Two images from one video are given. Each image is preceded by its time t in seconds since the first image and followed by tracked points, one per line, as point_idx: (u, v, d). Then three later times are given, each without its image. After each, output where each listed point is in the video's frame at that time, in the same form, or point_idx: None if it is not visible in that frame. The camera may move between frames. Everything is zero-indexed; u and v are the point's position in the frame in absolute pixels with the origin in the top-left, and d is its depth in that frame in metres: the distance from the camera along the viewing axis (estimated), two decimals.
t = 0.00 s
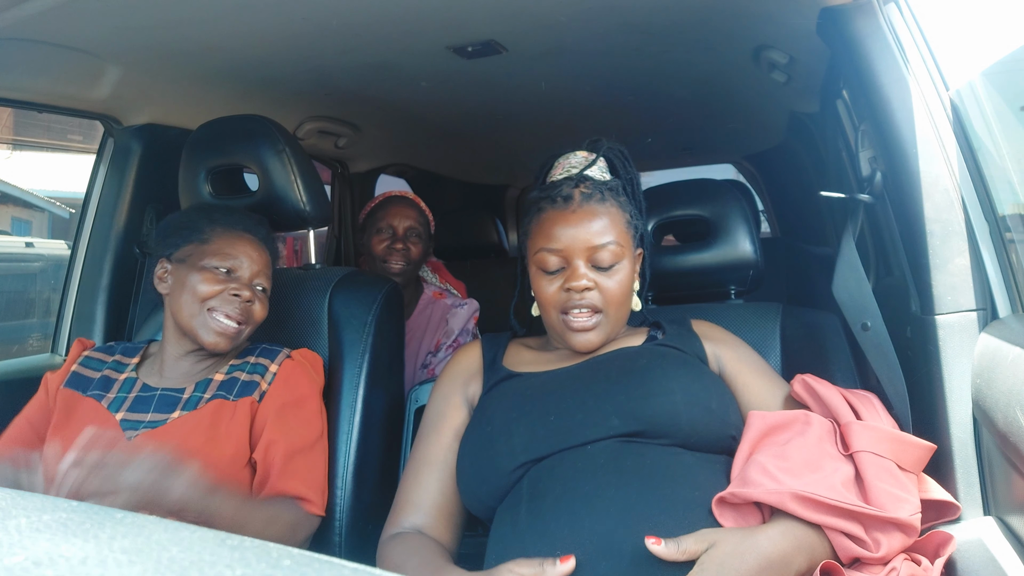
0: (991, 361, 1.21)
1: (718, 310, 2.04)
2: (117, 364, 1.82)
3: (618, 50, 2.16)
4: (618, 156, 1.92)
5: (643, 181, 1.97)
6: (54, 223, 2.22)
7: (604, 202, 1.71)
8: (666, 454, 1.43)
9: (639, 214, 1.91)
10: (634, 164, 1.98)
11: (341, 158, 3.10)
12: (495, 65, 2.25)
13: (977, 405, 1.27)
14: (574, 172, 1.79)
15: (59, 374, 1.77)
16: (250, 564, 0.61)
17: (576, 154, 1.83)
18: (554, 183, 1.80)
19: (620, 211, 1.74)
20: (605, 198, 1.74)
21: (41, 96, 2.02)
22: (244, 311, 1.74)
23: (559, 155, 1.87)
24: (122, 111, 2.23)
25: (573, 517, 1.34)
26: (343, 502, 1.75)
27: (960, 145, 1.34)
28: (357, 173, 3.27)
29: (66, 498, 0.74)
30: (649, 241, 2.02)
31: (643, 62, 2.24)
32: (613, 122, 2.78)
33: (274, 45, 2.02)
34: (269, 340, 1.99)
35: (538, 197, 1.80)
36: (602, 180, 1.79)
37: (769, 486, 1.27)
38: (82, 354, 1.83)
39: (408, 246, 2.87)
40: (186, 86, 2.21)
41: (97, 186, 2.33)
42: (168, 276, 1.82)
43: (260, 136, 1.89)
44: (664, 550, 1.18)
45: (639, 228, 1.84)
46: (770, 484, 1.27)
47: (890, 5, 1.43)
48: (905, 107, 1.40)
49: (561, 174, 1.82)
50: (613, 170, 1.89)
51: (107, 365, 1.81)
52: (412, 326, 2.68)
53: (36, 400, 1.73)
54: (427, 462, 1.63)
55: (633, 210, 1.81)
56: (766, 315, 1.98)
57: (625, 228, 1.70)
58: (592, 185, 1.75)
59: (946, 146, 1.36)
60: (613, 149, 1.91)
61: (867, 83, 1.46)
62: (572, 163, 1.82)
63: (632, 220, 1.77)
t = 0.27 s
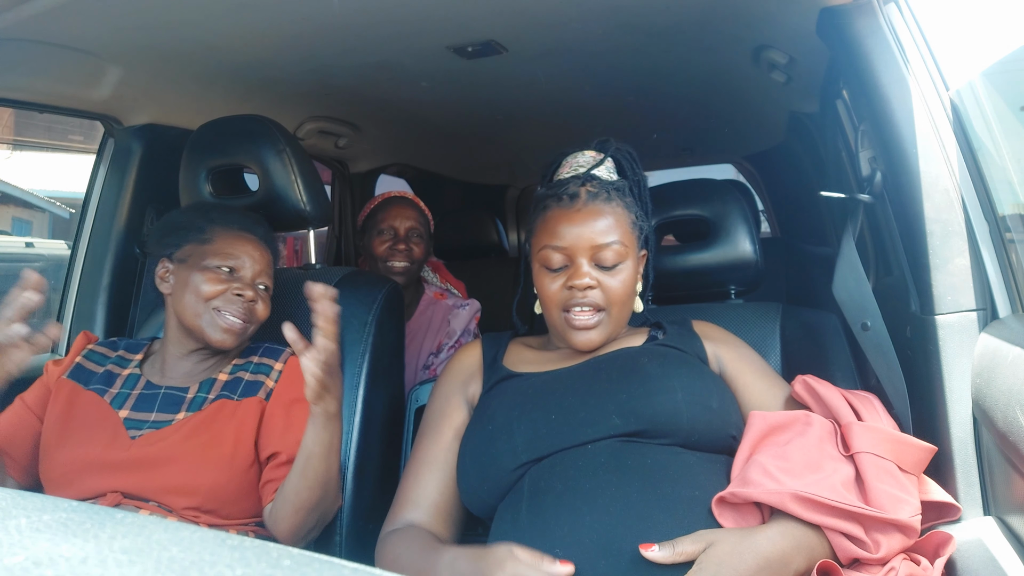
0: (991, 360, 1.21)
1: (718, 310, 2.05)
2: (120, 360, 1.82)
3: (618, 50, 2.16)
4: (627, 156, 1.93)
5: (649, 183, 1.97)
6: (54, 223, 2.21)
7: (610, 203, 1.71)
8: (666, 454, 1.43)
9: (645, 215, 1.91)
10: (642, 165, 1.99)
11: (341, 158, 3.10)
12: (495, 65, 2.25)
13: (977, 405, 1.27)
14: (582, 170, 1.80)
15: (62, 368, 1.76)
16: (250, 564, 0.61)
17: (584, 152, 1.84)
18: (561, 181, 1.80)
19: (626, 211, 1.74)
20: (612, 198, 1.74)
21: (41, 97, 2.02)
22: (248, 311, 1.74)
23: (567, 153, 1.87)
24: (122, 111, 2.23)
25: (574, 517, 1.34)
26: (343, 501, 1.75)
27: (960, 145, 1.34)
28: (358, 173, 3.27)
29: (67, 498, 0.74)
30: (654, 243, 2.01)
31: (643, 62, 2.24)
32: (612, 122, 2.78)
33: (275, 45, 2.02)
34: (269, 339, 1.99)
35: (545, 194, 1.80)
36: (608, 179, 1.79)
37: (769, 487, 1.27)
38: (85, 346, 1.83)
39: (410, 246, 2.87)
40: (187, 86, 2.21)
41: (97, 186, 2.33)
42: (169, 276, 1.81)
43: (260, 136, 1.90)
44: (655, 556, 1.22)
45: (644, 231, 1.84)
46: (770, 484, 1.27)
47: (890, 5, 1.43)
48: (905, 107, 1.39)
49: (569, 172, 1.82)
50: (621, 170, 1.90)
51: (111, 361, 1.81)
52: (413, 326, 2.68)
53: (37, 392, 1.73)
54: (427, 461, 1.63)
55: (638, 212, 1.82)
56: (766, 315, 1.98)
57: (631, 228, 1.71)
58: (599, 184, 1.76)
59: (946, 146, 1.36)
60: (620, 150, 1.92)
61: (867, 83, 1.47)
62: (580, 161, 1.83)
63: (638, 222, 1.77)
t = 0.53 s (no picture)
0: (991, 360, 1.21)
1: (718, 310, 2.05)
2: (121, 363, 1.81)
3: (618, 50, 2.16)
4: (637, 155, 1.92)
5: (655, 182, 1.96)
6: (55, 223, 2.22)
7: (617, 205, 1.70)
8: (666, 454, 1.43)
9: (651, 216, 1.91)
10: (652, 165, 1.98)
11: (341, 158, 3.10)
12: (494, 65, 2.25)
13: (977, 405, 1.27)
14: (591, 169, 1.79)
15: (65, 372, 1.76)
16: (251, 564, 0.61)
17: (594, 151, 1.84)
18: (569, 178, 1.80)
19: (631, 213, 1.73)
20: (619, 200, 1.73)
21: (40, 97, 2.02)
22: (257, 313, 1.73)
23: (576, 150, 1.87)
24: (122, 111, 2.23)
25: (574, 518, 1.34)
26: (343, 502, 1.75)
27: (960, 145, 1.34)
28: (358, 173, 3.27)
29: (67, 499, 0.74)
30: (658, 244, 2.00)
31: (642, 62, 2.25)
32: (612, 122, 2.78)
33: (275, 45, 2.02)
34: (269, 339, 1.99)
35: (555, 191, 1.80)
36: (616, 179, 1.78)
37: (770, 488, 1.27)
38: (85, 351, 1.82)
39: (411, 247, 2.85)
40: (186, 86, 2.21)
41: (97, 186, 2.33)
42: (177, 275, 1.81)
43: (260, 136, 1.89)
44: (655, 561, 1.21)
45: (650, 234, 1.84)
46: (771, 486, 1.27)
47: (889, 5, 1.43)
48: (905, 107, 1.39)
49: (578, 170, 1.82)
50: (629, 170, 1.89)
51: (111, 364, 1.80)
52: (413, 327, 2.67)
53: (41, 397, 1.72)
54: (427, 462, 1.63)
55: (644, 214, 1.81)
56: (766, 315, 1.98)
57: (635, 231, 1.70)
58: (610, 184, 1.75)
59: (946, 146, 1.35)
60: (631, 148, 1.92)
61: (867, 83, 1.46)
62: (589, 160, 1.82)
63: (644, 225, 1.76)
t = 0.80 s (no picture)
0: (991, 361, 1.21)
1: (718, 310, 2.05)
2: (120, 364, 1.81)
3: (618, 50, 2.16)
4: (627, 155, 1.92)
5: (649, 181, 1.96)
6: (54, 223, 2.22)
7: (609, 204, 1.70)
8: (666, 454, 1.43)
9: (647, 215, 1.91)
10: (642, 163, 1.98)
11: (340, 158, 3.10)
12: (494, 65, 2.25)
13: (977, 405, 1.27)
14: (582, 171, 1.80)
15: (64, 372, 1.77)
16: (251, 564, 0.61)
17: (583, 152, 1.84)
18: (561, 182, 1.80)
19: (626, 212, 1.73)
20: (610, 199, 1.73)
21: (40, 97, 2.02)
22: (248, 317, 1.74)
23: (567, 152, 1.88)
24: (122, 111, 2.23)
25: (575, 518, 1.34)
26: (343, 502, 1.75)
27: (960, 145, 1.34)
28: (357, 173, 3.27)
29: (67, 499, 0.74)
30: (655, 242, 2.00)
31: (642, 62, 2.25)
32: (612, 122, 2.78)
33: (274, 45, 2.02)
34: (269, 339, 1.99)
35: (545, 195, 1.80)
36: (608, 179, 1.79)
37: (771, 489, 1.27)
38: (85, 352, 1.83)
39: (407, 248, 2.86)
40: (186, 86, 2.21)
41: (96, 186, 2.33)
42: (167, 279, 1.81)
43: (259, 136, 1.89)
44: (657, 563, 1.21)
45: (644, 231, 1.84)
46: (772, 486, 1.28)
47: (890, 5, 1.43)
48: (905, 107, 1.39)
49: (569, 171, 1.83)
50: (622, 169, 1.89)
51: (110, 365, 1.80)
52: (413, 327, 2.67)
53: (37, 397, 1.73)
54: (427, 461, 1.63)
55: (638, 213, 1.81)
56: (766, 315, 1.98)
57: (630, 230, 1.70)
58: (602, 185, 1.76)
59: (945, 146, 1.36)
60: (622, 149, 1.92)
61: (866, 83, 1.46)
62: (580, 161, 1.83)
63: (638, 222, 1.76)
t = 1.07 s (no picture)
0: (991, 360, 1.21)
1: (717, 310, 2.05)
2: (119, 364, 1.81)
3: (618, 50, 2.16)
4: (617, 152, 1.92)
5: (640, 178, 1.96)
6: (54, 223, 2.23)
7: (600, 203, 1.70)
8: (666, 454, 1.44)
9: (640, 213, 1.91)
10: (633, 161, 1.98)
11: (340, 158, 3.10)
12: (494, 65, 2.25)
13: (977, 404, 1.27)
14: (572, 172, 1.80)
15: (63, 372, 1.76)
16: (250, 564, 0.61)
17: (573, 153, 1.84)
18: (552, 183, 1.79)
19: (617, 210, 1.73)
20: (601, 198, 1.73)
21: (40, 97, 2.02)
22: (243, 308, 1.74)
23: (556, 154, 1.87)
24: (122, 111, 2.23)
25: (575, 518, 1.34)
26: (343, 502, 1.75)
27: (960, 145, 1.34)
28: (357, 173, 3.27)
29: (67, 498, 0.74)
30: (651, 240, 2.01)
31: (642, 62, 2.25)
32: (612, 122, 2.78)
33: (275, 45, 2.02)
34: (268, 339, 1.99)
35: (536, 197, 1.78)
36: (599, 178, 1.79)
37: (770, 488, 1.27)
38: (84, 354, 1.83)
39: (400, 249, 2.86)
40: (186, 86, 2.21)
41: (96, 186, 2.33)
42: (163, 277, 1.82)
43: (259, 136, 1.89)
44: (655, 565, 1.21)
45: (638, 228, 1.84)
46: (771, 486, 1.28)
47: (890, 5, 1.43)
48: (905, 107, 1.39)
49: (559, 174, 1.82)
50: (612, 168, 1.89)
51: (109, 365, 1.80)
52: (411, 327, 2.67)
53: (36, 402, 1.71)
54: (427, 461, 1.63)
55: (630, 209, 1.81)
56: (766, 315, 1.98)
57: (622, 227, 1.70)
58: (593, 184, 1.75)
59: (946, 146, 1.36)
60: (611, 146, 1.92)
61: (866, 83, 1.46)
62: (569, 162, 1.83)
63: (629, 220, 1.76)
